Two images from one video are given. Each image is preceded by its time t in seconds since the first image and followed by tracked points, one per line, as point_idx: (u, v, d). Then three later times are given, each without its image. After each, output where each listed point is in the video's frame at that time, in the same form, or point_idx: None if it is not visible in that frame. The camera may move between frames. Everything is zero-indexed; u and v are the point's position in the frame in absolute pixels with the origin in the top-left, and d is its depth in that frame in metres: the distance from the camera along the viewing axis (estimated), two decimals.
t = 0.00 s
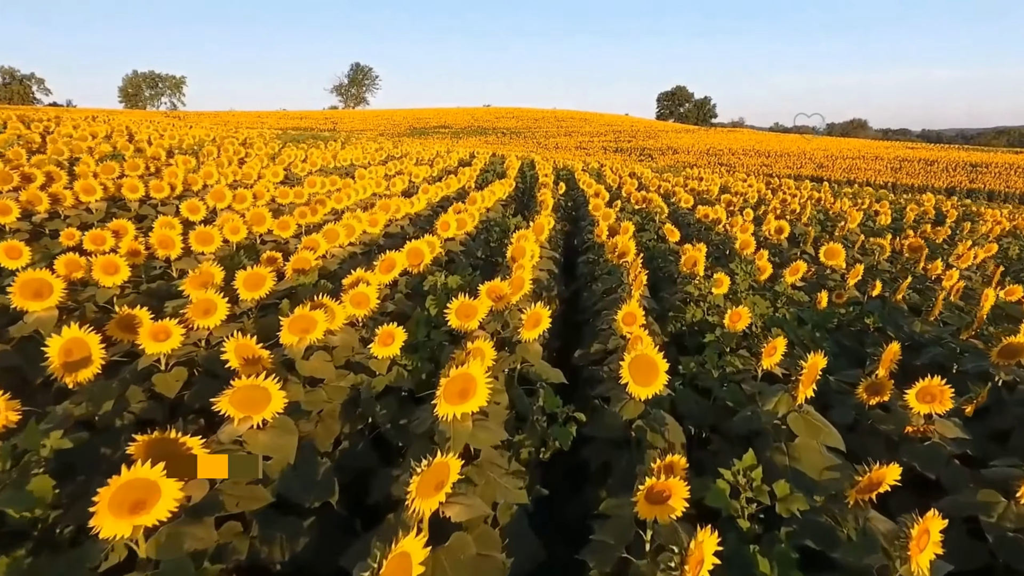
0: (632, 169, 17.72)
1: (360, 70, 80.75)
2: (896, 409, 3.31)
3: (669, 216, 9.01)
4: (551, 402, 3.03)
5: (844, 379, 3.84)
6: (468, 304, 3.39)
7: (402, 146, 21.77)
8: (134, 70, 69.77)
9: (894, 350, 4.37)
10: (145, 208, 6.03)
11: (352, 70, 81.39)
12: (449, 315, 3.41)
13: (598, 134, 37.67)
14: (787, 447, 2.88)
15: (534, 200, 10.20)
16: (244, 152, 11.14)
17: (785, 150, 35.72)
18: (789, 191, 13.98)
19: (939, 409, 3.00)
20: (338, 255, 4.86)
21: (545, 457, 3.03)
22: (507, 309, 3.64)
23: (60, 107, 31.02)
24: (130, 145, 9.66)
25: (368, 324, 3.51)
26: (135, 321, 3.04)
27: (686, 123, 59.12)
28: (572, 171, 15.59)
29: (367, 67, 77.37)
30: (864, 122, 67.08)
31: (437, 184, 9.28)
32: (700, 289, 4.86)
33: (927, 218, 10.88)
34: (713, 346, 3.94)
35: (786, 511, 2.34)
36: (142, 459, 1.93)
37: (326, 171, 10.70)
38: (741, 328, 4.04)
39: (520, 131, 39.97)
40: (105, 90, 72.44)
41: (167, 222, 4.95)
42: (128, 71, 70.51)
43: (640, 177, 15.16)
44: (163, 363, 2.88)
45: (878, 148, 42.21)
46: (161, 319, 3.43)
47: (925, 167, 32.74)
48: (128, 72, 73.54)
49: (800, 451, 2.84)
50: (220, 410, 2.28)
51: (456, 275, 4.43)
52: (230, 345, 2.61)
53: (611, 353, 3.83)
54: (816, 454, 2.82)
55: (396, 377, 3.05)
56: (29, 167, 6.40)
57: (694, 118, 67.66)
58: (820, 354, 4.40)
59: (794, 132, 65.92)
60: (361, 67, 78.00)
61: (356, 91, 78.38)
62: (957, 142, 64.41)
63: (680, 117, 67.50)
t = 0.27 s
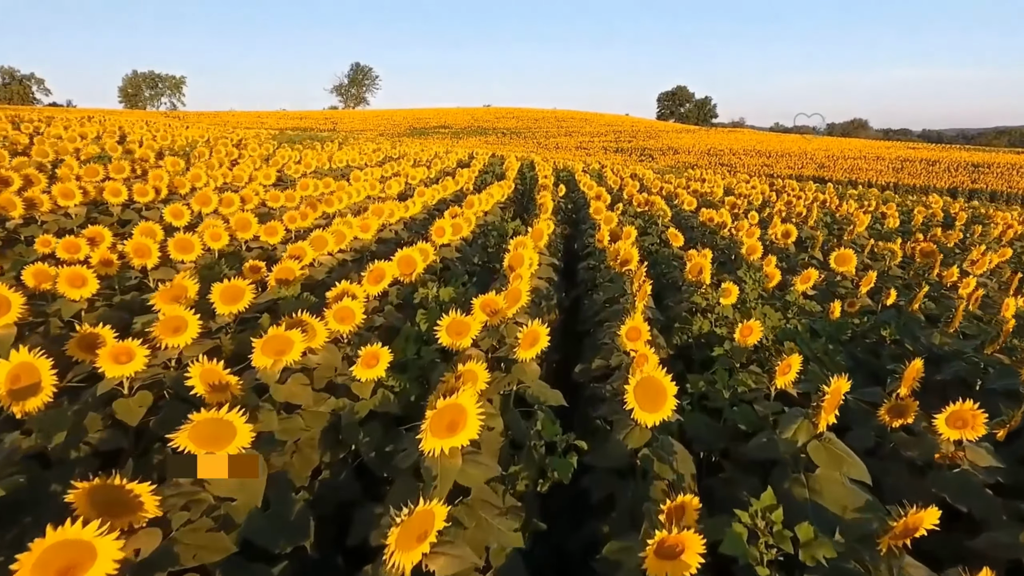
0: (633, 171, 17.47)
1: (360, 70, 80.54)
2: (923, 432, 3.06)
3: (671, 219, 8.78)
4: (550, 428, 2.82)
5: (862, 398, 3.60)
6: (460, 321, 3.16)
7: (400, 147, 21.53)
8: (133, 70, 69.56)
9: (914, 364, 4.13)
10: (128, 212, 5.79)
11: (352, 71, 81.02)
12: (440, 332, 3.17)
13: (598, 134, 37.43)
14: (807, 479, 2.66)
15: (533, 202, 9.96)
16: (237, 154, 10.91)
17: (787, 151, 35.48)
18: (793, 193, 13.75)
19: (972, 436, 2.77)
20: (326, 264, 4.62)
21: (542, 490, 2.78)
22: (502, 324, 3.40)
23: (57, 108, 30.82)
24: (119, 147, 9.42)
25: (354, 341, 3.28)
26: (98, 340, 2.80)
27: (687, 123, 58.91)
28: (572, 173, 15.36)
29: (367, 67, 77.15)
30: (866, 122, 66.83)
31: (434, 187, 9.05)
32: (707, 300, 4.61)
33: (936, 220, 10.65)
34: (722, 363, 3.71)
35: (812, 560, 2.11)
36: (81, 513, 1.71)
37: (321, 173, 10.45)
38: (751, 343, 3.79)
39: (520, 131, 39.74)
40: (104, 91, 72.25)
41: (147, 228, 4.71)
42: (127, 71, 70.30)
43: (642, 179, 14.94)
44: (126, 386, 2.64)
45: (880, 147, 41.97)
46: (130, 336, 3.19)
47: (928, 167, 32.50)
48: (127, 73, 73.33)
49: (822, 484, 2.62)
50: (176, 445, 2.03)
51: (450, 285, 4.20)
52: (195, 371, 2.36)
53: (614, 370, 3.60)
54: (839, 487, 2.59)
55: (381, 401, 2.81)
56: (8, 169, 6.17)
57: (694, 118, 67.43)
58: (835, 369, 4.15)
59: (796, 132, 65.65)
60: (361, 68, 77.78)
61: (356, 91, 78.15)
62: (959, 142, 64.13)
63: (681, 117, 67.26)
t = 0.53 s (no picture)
0: (634, 171, 17.17)
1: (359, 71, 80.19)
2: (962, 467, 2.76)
3: (675, 223, 8.50)
4: (546, 472, 2.59)
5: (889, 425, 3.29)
6: (447, 344, 2.87)
7: (398, 148, 21.25)
8: (130, 70, 69.27)
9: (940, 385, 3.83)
10: (103, 218, 5.49)
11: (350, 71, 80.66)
12: (425, 357, 2.88)
13: (599, 134, 37.15)
14: (835, 525, 2.36)
15: (532, 206, 9.67)
16: (227, 155, 10.61)
17: (788, 151, 35.17)
18: (797, 194, 13.45)
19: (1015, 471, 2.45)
20: (309, 276, 4.32)
21: (536, 537, 2.51)
22: (495, 346, 3.09)
23: (53, 109, 30.58)
24: (104, 149, 9.12)
25: (331, 365, 2.98)
26: (41, 368, 2.50)
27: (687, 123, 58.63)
28: (572, 174, 15.07)
29: (366, 68, 76.84)
30: (867, 122, 66.56)
31: (429, 189, 8.76)
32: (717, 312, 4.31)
33: (946, 223, 10.35)
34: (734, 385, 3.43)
35: None
36: None
37: (314, 175, 10.16)
38: (765, 364, 3.50)
39: (519, 131, 39.43)
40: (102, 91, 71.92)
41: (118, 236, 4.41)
42: (125, 71, 69.99)
43: (643, 180, 14.65)
44: (69, 422, 2.34)
45: (881, 147, 41.68)
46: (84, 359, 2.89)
47: (931, 168, 32.20)
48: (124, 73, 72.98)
49: (852, 531, 2.32)
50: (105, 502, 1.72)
51: (440, 300, 3.91)
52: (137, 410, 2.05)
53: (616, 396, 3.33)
54: (871, 535, 2.29)
55: (358, 436, 2.52)
56: None
57: (694, 118, 67.15)
58: (855, 389, 3.85)
59: (797, 132, 65.38)
60: (360, 68, 77.49)
61: (356, 91, 77.67)
62: (960, 142, 63.89)
63: (681, 117, 66.99)
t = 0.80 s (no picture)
0: (634, 172, 16.91)
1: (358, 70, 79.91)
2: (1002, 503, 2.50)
3: (678, 226, 8.24)
4: (542, 516, 2.30)
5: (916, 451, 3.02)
6: (434, 367, 2.56)
7: (396, 149, 20.99)
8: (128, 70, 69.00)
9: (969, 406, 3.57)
10: (79, 222, 5.22)
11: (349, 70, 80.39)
12: (409, 381, 2.56)
13: (599, 134, 36.91)
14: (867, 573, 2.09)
15: (530, 208, 9.42)
16: (218, 156, 10.34)
17: (790, 151, 34.91)
18: (802, 195, 13.20)
19: None
20: (292, 286, 4.06)
21: None
22: (489, 365, 2.85)
23: (49, 108, 30.22)
24: (90, 150, 8.86)
25: (306, 388, 2.71)
26: None
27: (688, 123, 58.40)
28: (571, 175, 14.81)
29: (365, 68, 76.58)
30: (868, 122, 66.31)
31: (424, 191, 8.50)
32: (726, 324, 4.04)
33: (956, 226, 10.07)
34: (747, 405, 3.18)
35: None
36: None
37: (307, 177, 9.90)
38: (779, 384, 3.25)
39: (519, 131, 39.15)
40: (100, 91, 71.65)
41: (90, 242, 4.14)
42: (123, 71, 69.72)
43: (644, 181, 14.40)
44: (4, 460, 2.07)
45: (883, 147, 41.41)
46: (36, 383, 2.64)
47: (934, 168, 31.96)
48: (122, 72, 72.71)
49: None
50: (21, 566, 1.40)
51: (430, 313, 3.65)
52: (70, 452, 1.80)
53: (618, 420, 3.10)
54: None
55: (331, 472, 2.25)
56: None
57: (694, 117, 66.91)
58: (876, 408, 3.60)
59: (797, 132, 65.14)
60: (359, 68, 77.24)
61: (355, 91, 77.39)
62: (960, 142, 63.69)
63: (682, 117, 66.76)
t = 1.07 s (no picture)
0: (636, 172, 16.63)
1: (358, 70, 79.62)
2: None
3: (682, 230, 7.96)
4: (536, 569, 2.02)
5: (955, 486, 2.72)
6: (415, 400, 2.21)
7: (395, 148, 20.69)
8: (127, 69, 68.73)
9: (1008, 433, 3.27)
10: (51, 227, 4.93)
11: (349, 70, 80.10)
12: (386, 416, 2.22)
13: (599, 134, 36.63)
14: None
15: (530, 210, 9.13)
16: (209, 157, 10.05)
17: (792, 151, 34.62)
18: (807, 197, 12.93)
19: None
20: (269, 299, 3.76)
21: None
22: (479, 393, 2.56)
23: (44, 107, 29.93)
24: (74, 149, 8.52)
25: (274, 421, 2.42)
26: None
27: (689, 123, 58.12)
28: (572, 176, 14.53)
29: (364, 67, 76.28)
30: (870, 122, 66.00)
31: (419, 194, 8.22)
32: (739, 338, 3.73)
33: (967, 228, 9.79)
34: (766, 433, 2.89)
35: None
36: None
37: (300, 178, 9.61)
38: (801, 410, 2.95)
39: (519, 131, 38.86)
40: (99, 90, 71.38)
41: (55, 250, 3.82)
42: (122, 70, 69.44)
43: (646, 182, 14.11)
44: None
45: (886, 147, 41.12)
46: None
47: (938, 168, 31.68)
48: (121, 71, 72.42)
49: None
50: None
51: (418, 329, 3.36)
52: None
53: (622, 451, 2.81)
54: None
55: (294, 526, 1.95)
56: None
57: (695, 117, 66.61)
58: (904, 433, 3.31)
59: (798, 131, 64.90)
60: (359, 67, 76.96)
61: (355, 91, 77.09)
62: (962, 142, 63.40)
63: (683, 117, 66.47)
